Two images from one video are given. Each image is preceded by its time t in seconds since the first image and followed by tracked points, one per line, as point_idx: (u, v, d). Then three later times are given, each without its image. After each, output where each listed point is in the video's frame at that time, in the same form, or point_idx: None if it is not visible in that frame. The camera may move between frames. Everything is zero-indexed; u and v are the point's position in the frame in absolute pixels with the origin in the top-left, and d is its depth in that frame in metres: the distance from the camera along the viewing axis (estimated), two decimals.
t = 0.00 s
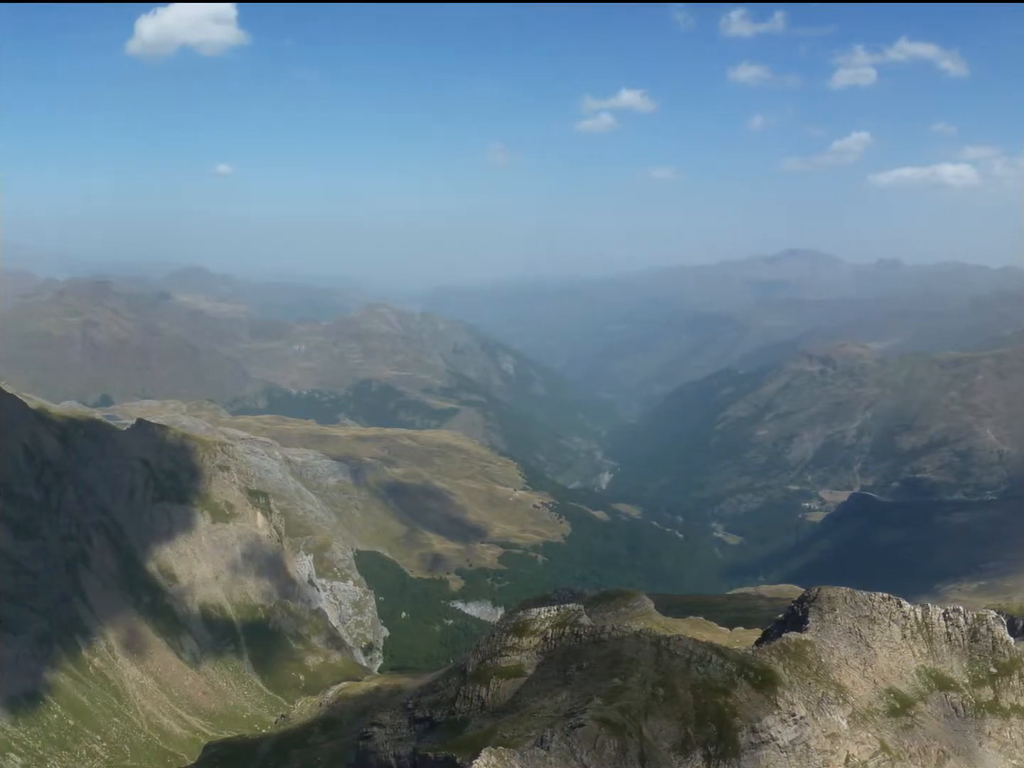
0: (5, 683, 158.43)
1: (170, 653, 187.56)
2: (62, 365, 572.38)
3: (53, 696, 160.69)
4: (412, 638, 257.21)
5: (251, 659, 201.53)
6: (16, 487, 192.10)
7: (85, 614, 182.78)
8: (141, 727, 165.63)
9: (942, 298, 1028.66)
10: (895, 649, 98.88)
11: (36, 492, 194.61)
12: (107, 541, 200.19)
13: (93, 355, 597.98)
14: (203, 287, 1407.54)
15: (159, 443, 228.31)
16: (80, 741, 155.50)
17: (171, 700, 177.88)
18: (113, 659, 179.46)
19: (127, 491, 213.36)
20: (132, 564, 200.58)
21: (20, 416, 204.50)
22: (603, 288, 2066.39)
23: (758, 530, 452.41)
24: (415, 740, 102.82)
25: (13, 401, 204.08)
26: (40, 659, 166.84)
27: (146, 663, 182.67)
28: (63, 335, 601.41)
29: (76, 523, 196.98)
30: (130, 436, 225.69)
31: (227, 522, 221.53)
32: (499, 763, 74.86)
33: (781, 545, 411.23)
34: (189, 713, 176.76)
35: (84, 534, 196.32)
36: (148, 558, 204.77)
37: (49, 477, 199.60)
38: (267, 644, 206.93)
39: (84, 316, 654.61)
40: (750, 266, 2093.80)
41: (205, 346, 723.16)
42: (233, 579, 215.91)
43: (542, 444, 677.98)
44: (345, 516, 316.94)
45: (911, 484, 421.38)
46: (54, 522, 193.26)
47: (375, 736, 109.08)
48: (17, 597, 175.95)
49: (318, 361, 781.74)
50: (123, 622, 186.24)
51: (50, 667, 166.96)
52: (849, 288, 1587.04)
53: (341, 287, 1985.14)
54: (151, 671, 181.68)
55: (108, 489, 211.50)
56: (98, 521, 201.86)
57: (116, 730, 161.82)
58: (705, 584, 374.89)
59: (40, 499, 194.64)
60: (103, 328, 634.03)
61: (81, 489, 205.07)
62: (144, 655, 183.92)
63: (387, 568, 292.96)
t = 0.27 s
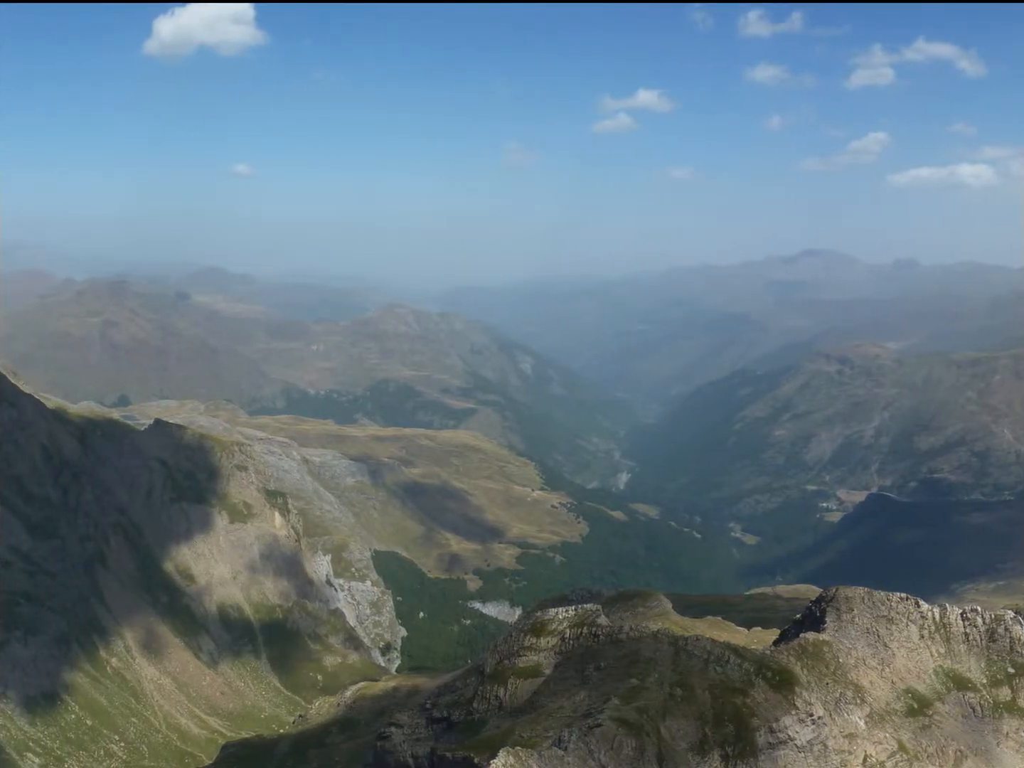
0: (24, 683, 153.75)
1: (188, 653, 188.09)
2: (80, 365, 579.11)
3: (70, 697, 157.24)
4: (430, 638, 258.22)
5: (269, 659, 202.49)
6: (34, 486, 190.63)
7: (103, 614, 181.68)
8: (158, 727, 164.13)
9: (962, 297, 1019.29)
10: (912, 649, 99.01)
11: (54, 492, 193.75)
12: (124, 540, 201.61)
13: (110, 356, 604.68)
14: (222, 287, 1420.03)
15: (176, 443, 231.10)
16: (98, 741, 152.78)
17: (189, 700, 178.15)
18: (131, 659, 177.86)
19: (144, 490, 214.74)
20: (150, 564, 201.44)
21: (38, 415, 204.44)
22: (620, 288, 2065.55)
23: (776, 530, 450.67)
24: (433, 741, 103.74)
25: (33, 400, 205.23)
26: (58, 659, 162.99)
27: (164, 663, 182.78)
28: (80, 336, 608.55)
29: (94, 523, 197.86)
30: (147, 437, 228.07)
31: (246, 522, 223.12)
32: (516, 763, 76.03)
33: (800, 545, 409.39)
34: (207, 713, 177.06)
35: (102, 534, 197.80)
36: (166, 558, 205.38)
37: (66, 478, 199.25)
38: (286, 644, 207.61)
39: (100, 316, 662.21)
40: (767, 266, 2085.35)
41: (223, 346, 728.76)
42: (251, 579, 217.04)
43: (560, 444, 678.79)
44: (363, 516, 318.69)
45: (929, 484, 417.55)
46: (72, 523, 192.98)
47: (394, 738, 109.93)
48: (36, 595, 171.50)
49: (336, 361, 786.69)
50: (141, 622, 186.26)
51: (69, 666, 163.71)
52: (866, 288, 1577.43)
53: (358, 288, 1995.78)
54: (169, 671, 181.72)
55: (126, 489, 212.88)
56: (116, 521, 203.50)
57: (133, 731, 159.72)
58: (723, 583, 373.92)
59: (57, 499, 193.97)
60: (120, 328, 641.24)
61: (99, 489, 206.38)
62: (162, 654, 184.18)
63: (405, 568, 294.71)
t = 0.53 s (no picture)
0: (42, 682, 155.65)
1: (205, 653, 188.79)
2: (97, 365, 586.51)
3: (88, 697, 158.78)
4: (447, 638, 259.31)
5: (286, 659, 203.21)
6: (51, 486, 192.66)
7: (121, 614, 182.73)
8: (175, 727, 165.36)
9: (982, 295, 1008.93)
10: (930, 649, 99.20)
11: (71, 492, 195.51)
12: (141, 540, 202.38)
13: (126, 355, 612.05)
14: (241, 288, 1432.88)
15: (193, 444, 232.94)
16: (115, 741, 154.73)
17: (206, 700, 178.96)
18: (148, 659, 179.27)
19: (162, 491, 216.06)
20: (167, 564, 201.64)
21: (55, 415, 205.19)
22: (638, 288, 2062.40)
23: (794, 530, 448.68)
24: (451, 741, 103.85)
25: (50, 400, 205.33)
26: (75, 660, 164.21)
27: (181, 663, 183.76)
28: (99, 336, 616.12)
29: (111, 523, 199.03)
30: (164, 437, 229.86)
31: (263, 522, 223.99)
32: (533, 763, 76.51)
33: (818, 545, 407.50)
34: (224, 713, 177.82)
35: (119, 534, 198.72)
36: (184, 558, 205.66)
37: (84, 477, 200.70)
38: (304, 644, 208.24)
39: (117, 316, 670.51)
40: (785, 266, 2074.02)
41: (240, 346, 735.09)
42: (268, 579, 217.84)
43: (577, 444, 679.02)
44: (380, 515, 320.64)
45: (947, 484, 413.78)
46: (89, 523, 194.44)
47: (412, 738, 110.15)
48: (53, 596, 173.04)
49: (353, 361, 791.34)
50: (159, 622, 186.83)
51: (86, 667, 164.60)
52: (884, 288, 1565.83)
53: (376, 287, 2006.60)
54: (186, 671, 182.81)
55: (144, 489, 213.60)
56: (133, 521, 203.86)
57: (151, 731, 161.51)
58: (741, 584, 372.82)
59: (75, 499, 195.73)
60: (137, 328, 649.19)
61: (116, 489, 207.02)
62: (179, 654, 185.01)
63: (422, 569, 296.05)
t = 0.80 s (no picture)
0: (60, 682, 158.39)
1: (222, 653, 191.01)
2: (114, 365, 592.61)
3: (105, 697, 161.18)
4: (464, 638, 260.36)
5: (304, 659, 204.65)
6: (70, 486, 194.01)
7: (138, 614, 185.10)
8: (192, 727, 167.27)
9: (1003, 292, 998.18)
10: (948, 649, 99.48)
11: (89, 492, 196.42)
12: (159, 540, 204.13)
13: (144, 355, 618.24)
14: (259, 287, 1443.27)
15: (211, 444, 233.10)
16: (133, 741, 156.15)
17: (223, 700, 180.85)
18: (166, 659, 181.62)
19: (179, 490, 216.87)
20: (184, 564, 204.12)
21: (73, 415, 205.35)
22: (655, 288, 2056.31)
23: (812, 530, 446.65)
24: (468, 741, 104.72)
25: (68, 401, 205.96)
26: (92, 660, 166.69)
27: (199, 663, 185.80)
28: (116, 335, 622.82)
29: (129, 523, 200.15)
30: (182, 438, 230.20)
31: (281, 522, 224.94)
32: (551, 762, 76.31)
33: (836, 545, 405.54)
34: (241, 713, 179.65)
35: (137, 534, 200.05)
36: (201, 558, 208.14)
37: (101, 478, 201.39)
38: (321, 644, 209.41)
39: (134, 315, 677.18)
40: (803, 266, 2059.51)
41: (258, 346, 740.82)
42: (286, 579, 219.08)
43: (595, 444, 679.18)
44: (398, 516, 322.52)
45: (963, 484, 409.87)
46: (107, 523, 195.71)
47: (428, 739, 110.77)
48: (71, 596, 175.11)
49: (371, 361, 795.61)
50: (177, 622, 189.04)
51: (103, 666, 167.40)
52: (903, 287, 1551.75)
53: (394, 287, 2014.85)
54: (203, 671, 184.74)
55: (162, 488, 214.72)
56: (151, 521, 205.58)
57: (168, 731, 163.22)
58: (757, 583, 372.09)
59: (93, 499, 196.76)
60: (154, 327, 655.28)
61: (134, 489, 207.81)
62: (196, 654, 187.34)
63: (440, 569, 297.42)
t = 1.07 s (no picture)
0: (78, 681, 160.31)
1: (239, 653, 192.01)
2: (132, 365, 599.01)
3: (123, 696, 162.66)
4: (481, 637, 261.50)
5: (321, 659, 205.86)
6: (87, 487, 195.53)
7: (155, 614, 187.06)
8: (210, 728, 167.53)
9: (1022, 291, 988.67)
10: (965, 649, 99.77)
11: (106, 492, 197.83)
12: (177, 540, 205.72)
13: (162, 355, 624.91)
14: (277, 288, 1453.57)
15: (228, 444, 234.01)
16: (150, 741, 156.97)
17: (241, 700, 181.61)
18: (183, 659, 182.43)
19: (197, 490, 218.04)
20: (201, 564, 205.43)
21: (90, 415, 206.49)
22: (672, 288, 2050.54)
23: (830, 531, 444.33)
24: (485, 741, 105.67)
25: (85, 401, 206.83)
26: (110, 660, 168.45)
27: (216, 663, 186.72)
28: (134, 335, 629.72)
29: (147, 523, 201.56)
30: (199, 438, 231.23)
31: (298, 522, 226.07)
32: (568, 763, 77.36)
33: (854, 545, 403.44)
34: (259, 713, 180.30)
35: (154, 534, 201.52)
36: (218, 558, 209.70)
37: (118, 478, 202.56)
38: (339, 645, 210.70)
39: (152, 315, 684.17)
40: (821, 266, 2045.86)
41: (276, 346, 746.41)
42: (303, 579, 220.48)
43: (612, 444, 678.87)
44: (415, 516, 324.32)
45: (981, 484, 406.36)
46: (124, 522, 197.19)
47: (445, 738, 111.69)
48: (88, 596, 176.98)
49: (388, 361, 799.20)
50: (194, 622, 190.77)
51: (120, 667, 168.86)
52: (922, 287, 1538.72)
53: (411, 287, 2022.86)
54: (221, 671, 185.84)
55: (179, 488, 216.37)
56: (169, 520, 207.28)
57: (185, 731, 163.50)
58: (775, 583, 371.14)
59: (110, 499, 198.23)
60: (172, 327, 662.04)
61: (151, 489, 209.17)
62: (214, 655, 188.45)
63: (457, 570, 298.73)
